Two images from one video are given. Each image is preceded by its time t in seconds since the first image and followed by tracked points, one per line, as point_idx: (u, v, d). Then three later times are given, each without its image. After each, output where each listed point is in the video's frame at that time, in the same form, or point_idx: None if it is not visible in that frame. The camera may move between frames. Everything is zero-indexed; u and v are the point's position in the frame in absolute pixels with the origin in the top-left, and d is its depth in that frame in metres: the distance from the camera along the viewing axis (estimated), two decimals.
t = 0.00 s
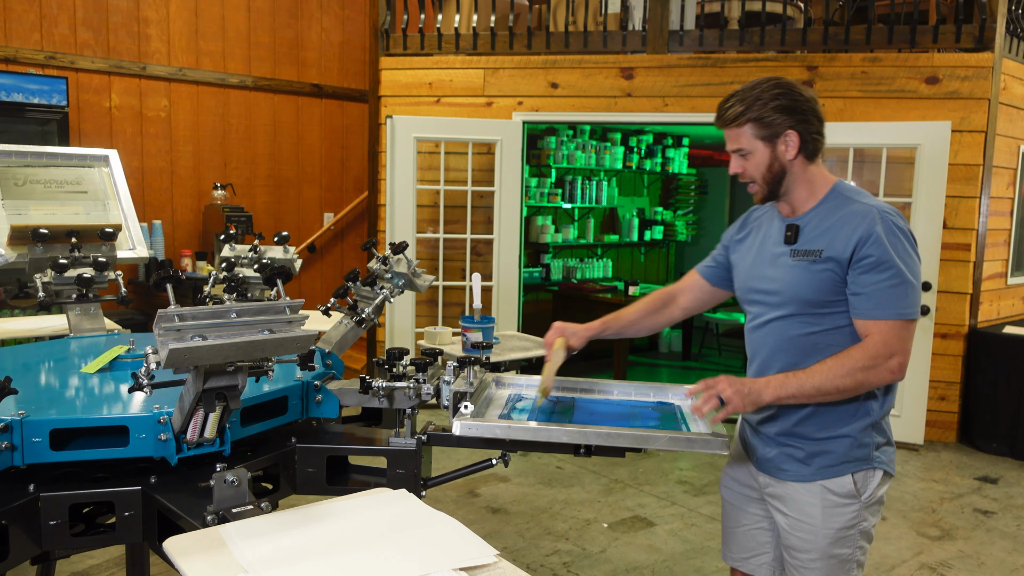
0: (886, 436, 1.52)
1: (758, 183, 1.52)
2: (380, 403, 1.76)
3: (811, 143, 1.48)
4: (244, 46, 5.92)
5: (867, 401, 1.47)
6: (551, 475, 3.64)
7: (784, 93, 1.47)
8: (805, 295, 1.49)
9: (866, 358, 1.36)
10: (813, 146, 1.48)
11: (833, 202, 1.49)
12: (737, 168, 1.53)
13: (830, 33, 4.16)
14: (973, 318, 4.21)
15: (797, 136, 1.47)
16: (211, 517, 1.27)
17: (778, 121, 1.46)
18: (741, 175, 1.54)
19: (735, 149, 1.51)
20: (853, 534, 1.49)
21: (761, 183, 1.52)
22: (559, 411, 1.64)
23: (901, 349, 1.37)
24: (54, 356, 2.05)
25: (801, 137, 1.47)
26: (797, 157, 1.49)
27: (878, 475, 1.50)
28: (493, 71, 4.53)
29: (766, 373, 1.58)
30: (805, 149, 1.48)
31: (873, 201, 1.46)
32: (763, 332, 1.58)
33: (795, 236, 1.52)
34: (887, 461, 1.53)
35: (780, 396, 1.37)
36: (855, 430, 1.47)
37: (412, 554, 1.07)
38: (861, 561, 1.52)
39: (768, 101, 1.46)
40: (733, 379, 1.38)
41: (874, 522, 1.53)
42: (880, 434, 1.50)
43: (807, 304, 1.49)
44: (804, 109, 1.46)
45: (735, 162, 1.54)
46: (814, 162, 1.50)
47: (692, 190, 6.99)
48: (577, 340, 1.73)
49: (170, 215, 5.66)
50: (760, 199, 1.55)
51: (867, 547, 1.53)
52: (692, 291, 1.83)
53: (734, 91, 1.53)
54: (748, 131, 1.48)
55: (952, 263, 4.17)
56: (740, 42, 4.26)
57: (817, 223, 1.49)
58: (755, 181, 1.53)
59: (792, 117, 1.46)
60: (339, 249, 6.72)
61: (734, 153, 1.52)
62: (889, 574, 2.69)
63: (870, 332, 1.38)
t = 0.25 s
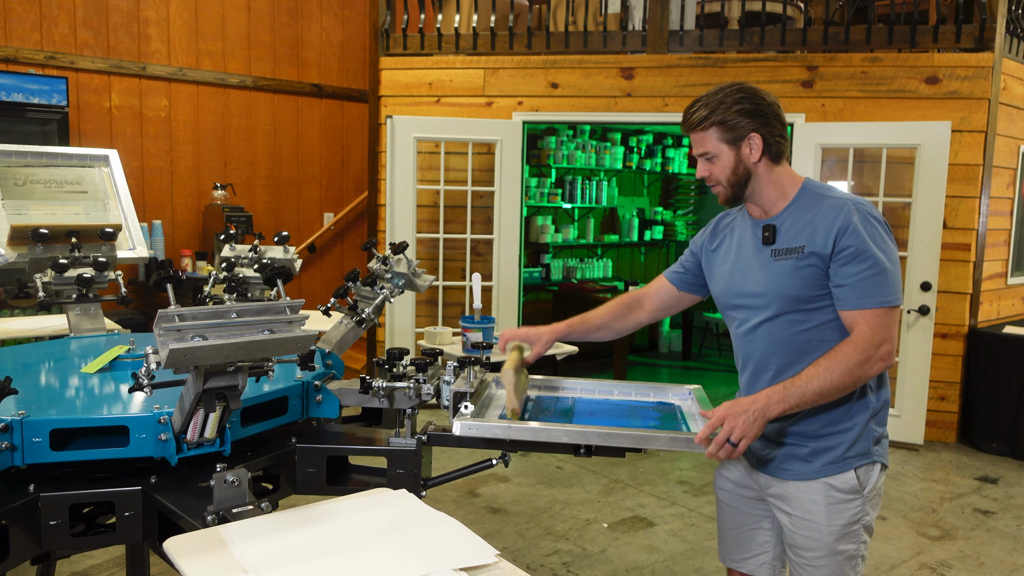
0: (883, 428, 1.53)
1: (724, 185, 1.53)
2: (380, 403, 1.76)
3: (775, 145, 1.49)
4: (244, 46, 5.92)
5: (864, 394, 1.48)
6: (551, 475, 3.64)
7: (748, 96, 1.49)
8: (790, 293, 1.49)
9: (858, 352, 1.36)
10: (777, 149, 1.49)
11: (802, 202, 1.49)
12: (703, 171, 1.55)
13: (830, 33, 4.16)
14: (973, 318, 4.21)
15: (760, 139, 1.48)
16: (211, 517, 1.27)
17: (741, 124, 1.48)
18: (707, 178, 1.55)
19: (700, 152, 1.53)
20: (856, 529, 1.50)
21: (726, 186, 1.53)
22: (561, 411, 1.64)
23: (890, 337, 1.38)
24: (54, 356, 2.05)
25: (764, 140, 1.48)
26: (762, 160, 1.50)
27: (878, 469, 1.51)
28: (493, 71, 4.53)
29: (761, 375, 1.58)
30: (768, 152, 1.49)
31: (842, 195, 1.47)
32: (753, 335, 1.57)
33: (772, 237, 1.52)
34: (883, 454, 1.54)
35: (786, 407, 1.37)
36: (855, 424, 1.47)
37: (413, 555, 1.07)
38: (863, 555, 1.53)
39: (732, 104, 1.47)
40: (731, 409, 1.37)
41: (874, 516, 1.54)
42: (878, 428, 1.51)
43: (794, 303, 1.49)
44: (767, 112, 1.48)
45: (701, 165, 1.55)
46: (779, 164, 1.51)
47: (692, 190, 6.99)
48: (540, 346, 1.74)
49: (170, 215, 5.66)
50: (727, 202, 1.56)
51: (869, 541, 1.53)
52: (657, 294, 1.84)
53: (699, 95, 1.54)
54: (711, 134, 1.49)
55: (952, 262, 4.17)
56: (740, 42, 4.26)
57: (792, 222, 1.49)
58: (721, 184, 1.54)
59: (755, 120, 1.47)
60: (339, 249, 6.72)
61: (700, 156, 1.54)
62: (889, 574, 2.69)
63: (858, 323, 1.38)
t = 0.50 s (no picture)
0: (878, 433, 1.51)
1: (728, 184, 1.53)
2: (380, 403, 1.76)
3: (780, 144, 1.48)
4: (244, 46, 5.92)
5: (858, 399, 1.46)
6: (551, 475, 3.64)
7: (752, 95, 1.48)
8: (785, 296, 1.48)
9: (858, 361, 1.35)
10: (782, 148, 1.48)
11: (802, 202, 1.48)
12: (707, 170, 1.54)
13: (830, 33, 4.16)
14: (973, 318, 4.21)
15: (765, 137, 1.47)
16: (211, 517, 1.27)
17: (745, 123, 1.47)
18: (711, 177, 1.55)
19: (704, 150, 1.53)
20: (847, 532, 1.49)
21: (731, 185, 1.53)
22: (560, 411, 1.64)
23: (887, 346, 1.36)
24: (54, 356, 2.05)
25: (768, 139, 1.48)
26: (766, 159, 1.49)
27: (871, 473, 1.49)
28: (493, 71, 4.53)
29: (756, 375, 1.58)
30: (772, 152, 1.49)
31: (840, 198, 1.46)
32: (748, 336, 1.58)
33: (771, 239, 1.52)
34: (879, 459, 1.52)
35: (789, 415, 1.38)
36: (847, 428, 1.46)
37: (412, 555, 1.07)
38: (856, 559, 1.51)
39: (737, 102, 1.47)
40: (727, 419, 1.38)
41: (868, 520, 1.52)
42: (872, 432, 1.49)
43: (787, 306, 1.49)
44: (772, 111, 1.47)
45: (705, 164, 1.55)
46: (784, 163, 1.50)
47: (692, 190, 6.99)
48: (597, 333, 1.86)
49: (169, 215, 5.66)
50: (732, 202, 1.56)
51: (862, 545, 1.52)
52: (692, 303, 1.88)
53: (704, 94, 1.54)
54: (714, 133, 1.49)
55: (952, 262, 4.17)
56: (740, 42, 4.26)
57: (790, 225, 1.48)
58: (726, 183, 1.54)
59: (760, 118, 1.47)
60: (339, 249, 6.72)
61: (704, 155, 1.53)
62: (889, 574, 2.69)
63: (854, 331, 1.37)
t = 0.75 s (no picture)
0: (876, 443, 1.48)
1: (759, 182, 1.53)
2: (380, 398, 1.76)
3: (813, 143, 1.48)
4: (244, 46, 5.92)
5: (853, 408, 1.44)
6: (551, 475, 3.64)
7: (787, 92, 1.48)
8: (799, 296, 1.48)
9: (877, 365, 1.33)
10: (815, 147, 1.48)
11: (828, 202, 1.48)
12: (738, 167, 1.55)
13: (830, 33, 4.16)
14: (973, 318, 4.21)
15: (798, 135, 1.47)
16: (211, 517, 1.27)
17: (779, 121, 1.47)
18: (742, 175, 1.55)
19: (736, 147, 1.53)
20: (838, 537, 1.47)
21: (761, 183, 1.54)
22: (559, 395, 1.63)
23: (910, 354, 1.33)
24: (54, 356, 2.05)
25: (802, 137, 1.48)
26: (798, 157, 1.50)
27: (865, 481, 1.46)
28: (493, 71, 4.52)
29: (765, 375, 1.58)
30: (805, 150, 1.49)
31: (865, 203, 1.44)
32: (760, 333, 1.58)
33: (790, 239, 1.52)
34: (878, 468, 1.49)
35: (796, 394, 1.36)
36: (839, 435, 1.45)
37: (411, 555, 1.07)
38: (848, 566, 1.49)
39: (771, 99, 1.47)
40: (736, 386, 1.36)
41: (864, 527, 1.50)
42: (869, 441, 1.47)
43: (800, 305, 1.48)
44: (806, 109, 1.47)
45: (736, 160, 1.55)
46: (816, 162, 1.50)
47: (692, 190, 7.00)
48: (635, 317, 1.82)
49: (169, 215, 5.66)
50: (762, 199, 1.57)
51: (856, 552, 1.50)
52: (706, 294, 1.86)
53: (737, 90, 1.54)
54: (747, 130, 1.50)
55: (952, 263, 4.17)
56: (740, 42, 4.26)
57: (810, 228, 1.48)
58: (756, 181, 1.54)
59: (794, 116, 1.47)
60: (339, 249, 6.72)
61: (736, 152, 1.54)
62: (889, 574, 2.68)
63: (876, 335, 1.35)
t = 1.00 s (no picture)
0: (885, 450, 1.47)
1: (787, 185, 1.51)
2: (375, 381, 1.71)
3: (839, 142, 1.45)
4: (244, 46, 5.92)
5: (863, 413, 1.43)
6: (551, 475, 3.64)
7: (808, 93, 1.45)
8: (810, 295, 1.46)
9: (864, 350, 1.30)
10: (841, 145, 1.45)
11: (854, 204, 1.46)
12: (764, 172, 1.52)
13: (830, 33, 4.16)
14: (973, 318, 4.21)
15: (823, 136, 1.44)
16: (211, 517, 1.27)
17: (801, 122, 1.44)
18: (768, 179, 1.53)
19: (760, 152, 1.50)
20: (841, 542, 1.47)
21: (789, 186, 1.51)
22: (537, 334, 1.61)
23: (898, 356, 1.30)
24: (54, 356, 2.05)
25: (827, 137, 1.45)
26: (824, 157, 1.47)
27: (870, 488, 1.46)
28: (493, 71, 4.52)
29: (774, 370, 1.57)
30: (830, 150, 1.46)
31: (891, 206, 1.41)
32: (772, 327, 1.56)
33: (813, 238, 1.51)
34: (885, 476, 1.48)
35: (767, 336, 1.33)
36: (846, 440, 1.44)
37: (411, 555, 1.07)
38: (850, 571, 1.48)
39: (792, 102, 1.44)
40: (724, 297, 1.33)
41: (867, 533, 1.49)
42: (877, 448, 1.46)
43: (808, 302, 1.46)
44: (830, 109, 1.44)
45: (762, 165, 1.53)
46: (843, 161, 1.47)
47: (692, 190, 7.00)
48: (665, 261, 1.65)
49: (169, 215, 5.66)
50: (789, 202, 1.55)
51: (858, 558, 1.49)
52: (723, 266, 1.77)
53: (758, 94, 1.52)
54: (769, 135, 1.47)
55: (952, 263, 4.17)
56: (740, 42, 4.26)
57: (832, 227, 1.47)
58: (784, 185, 1.51)
59: (817, 117, 1.44)
60: (339, 249, 6.72)
61: (761, 156, 1.51)
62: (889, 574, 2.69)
63: (871, 330, 1.31)
